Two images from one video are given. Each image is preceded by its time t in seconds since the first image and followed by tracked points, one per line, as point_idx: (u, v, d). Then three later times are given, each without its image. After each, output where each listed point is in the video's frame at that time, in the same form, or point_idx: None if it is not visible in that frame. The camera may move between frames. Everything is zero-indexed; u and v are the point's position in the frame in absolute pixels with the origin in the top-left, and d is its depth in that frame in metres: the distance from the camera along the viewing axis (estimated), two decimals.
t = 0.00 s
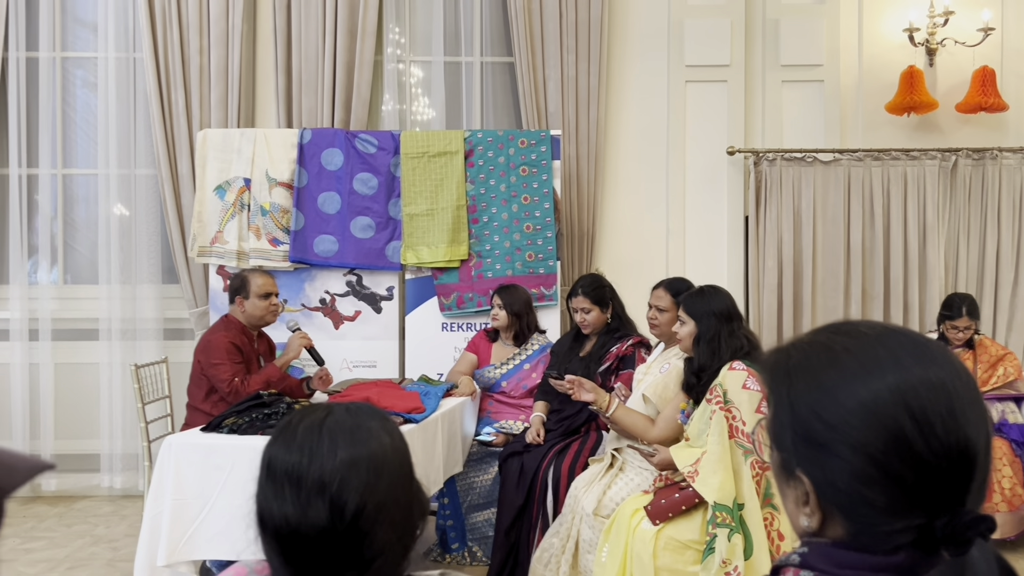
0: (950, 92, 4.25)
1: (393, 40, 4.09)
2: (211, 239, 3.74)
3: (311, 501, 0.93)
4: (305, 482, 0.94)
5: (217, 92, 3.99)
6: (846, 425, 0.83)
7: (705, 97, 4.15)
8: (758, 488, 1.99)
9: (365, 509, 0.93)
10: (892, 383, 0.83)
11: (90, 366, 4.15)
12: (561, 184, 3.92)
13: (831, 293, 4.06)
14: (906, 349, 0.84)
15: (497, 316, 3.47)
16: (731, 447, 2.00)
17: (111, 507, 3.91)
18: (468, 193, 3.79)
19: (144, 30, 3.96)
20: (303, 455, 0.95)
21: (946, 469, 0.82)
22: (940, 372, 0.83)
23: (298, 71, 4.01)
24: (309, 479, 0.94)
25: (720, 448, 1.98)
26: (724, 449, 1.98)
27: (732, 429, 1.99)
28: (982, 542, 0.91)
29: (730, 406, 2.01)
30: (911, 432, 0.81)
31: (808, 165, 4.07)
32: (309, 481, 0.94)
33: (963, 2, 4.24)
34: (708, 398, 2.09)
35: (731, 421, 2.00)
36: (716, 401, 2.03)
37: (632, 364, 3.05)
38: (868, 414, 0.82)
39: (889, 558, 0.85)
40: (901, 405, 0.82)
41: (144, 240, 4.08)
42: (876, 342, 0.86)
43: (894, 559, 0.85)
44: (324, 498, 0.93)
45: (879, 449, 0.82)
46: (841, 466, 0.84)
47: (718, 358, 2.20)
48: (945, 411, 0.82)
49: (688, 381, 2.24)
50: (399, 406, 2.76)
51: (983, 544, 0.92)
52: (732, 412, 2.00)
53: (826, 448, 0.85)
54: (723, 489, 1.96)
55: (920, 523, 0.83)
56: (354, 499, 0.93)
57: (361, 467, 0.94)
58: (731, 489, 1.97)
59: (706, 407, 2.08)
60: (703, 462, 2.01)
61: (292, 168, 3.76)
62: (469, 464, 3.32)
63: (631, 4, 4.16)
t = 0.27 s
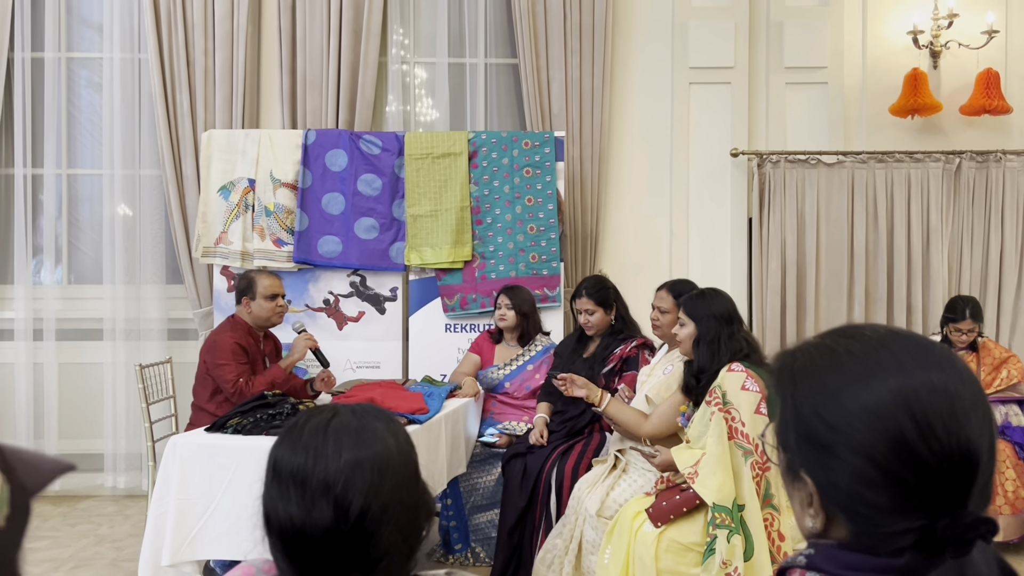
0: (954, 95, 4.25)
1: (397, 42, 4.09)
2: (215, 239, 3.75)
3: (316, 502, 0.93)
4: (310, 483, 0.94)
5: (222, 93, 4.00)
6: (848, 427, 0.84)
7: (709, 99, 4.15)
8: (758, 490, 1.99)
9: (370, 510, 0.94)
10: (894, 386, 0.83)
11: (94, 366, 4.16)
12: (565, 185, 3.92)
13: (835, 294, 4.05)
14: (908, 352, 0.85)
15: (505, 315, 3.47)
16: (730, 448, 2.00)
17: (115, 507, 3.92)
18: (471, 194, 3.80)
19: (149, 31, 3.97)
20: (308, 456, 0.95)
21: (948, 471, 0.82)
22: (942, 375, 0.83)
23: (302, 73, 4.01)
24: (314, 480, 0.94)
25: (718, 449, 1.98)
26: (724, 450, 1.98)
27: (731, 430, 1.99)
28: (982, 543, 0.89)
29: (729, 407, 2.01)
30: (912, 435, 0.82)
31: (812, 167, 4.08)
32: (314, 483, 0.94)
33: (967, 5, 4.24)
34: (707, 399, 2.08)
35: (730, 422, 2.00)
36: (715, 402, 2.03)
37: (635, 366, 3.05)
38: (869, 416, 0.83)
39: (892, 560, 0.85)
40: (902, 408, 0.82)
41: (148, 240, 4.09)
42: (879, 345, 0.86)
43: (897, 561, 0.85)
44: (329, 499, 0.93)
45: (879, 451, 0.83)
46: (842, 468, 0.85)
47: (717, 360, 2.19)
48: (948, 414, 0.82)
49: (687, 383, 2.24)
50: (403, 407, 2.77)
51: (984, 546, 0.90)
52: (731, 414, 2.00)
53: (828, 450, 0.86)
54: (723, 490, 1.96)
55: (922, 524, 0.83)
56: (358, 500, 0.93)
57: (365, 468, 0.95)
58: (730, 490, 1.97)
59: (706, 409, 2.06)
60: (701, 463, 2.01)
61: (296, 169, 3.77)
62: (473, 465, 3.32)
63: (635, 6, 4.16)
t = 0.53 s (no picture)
0: (955, 96, 4.25)
1: (398, 42, 4.09)
2: (216, 238, 3.75)
3: (316, 501, 0.93)
4: (309, 482, 0.94)
5: (222, 92, 4.00)
6: (845, 428, 0.85)
7: (710, 99, 4.15)
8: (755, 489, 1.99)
9: (369, 510, 0.94)
10: (891, 387, 0.83)
11: (94, 364, 4.16)
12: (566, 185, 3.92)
13: (836, 295, 4.05)
14: (907, 352, 0.85)
15: (514, 314, 3.46)
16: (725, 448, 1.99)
17: (115, 506, 3.92)
18: (472, 194, 3.80)
19: (150, 30, 3.97)
20: (307, 456, 0.95)
21: (946, 471, 0.81)
22: (941, 374, 0.83)
23: (303, 72, 4.01)
24: (313, 479, 0.94)
25: (714, 448, 1.98)
26: (719, 450, 1.97)
27: (727, 430, 1.98)
28: (977, 543, 0.85)
29: (723, 407, 2.00)
30: (909, 435, 0.82)
31: (813, 168, 4.08)
32: (314, 482, 0.94)
33: (968, 6, 4.24)
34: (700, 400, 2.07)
35: (725, 422, 1.99)
36: (708, 402, 2.01)
37: (636, 366, 3.06)
38: (866, 416, 0.83)
39: (891, 560, 0.85)
40: (899, 408, 0.82)
41: (149, 239, 4.09)
42: (877, 345, 0.87)
43: (895, 561, 0.85)
44: (328, 498, 0.93)
45: (877, 452, 0.83)
46: (840, 468, 0.85)
47: (710, 362, 2.21)
48: (945, 414, 0.81)
49: (679, 383, 2.27)
50: (403, 406, 2.77)
51: (981, 547, 0.86)
52: (725, 413, 2.00)
53: (826, 450, 0.86)
54: (719, 490, 1.95)
55: (920, 524, 0.83)
56: (357, 499, 0.93)
57: (364, 467, 0.95)
58: (727, 491, 1.96)
59: (700, 410, 2.05)
60: (698, 463, 2.00)
61: (297, 168, 3.77)
62: (472, 464, 3.32)
63: (636, 6, 4.16)
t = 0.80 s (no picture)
0: (955, 95, 4.25)
1: (397, 39, 4.08)
2: (214, 236, 3.73)
3: (313, 493, 0.93)
4: (307, 474, 0.94)
5: (221, 90, 3.99)
6: (842, 423, 0.84)
7: (709, 98, 4.15)
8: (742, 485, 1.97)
9: (366, 503, 0.93)
10: (888, 383, 0.83)
11: (92, 362, 4.16)
12: (565, 184, 3.92)
13: (834, 294, 4.05)
14: (903, 348, 0.84)
15: (513, 312, 3.45)
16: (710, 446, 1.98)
17: (112, 504, 3.91)
18: (471, 192, 3.79)
19: (149, 27, 3.96)
20: (305, 448, 0.95)
21: (943, 468, 0.81)
22: (938, 370, 0.82)
23: (302, 69, 4.00)
24: (311, 472, 0.94)
25: (698, 447, 1.97)
26: (702, 448, 1.97)
27: (707, 429, 1.98)
28: (975, 541, 0.85)
29: (705, 405, 1.99)
30: (905, 431, 0.81)
31: (812, 167, 4.07)
32: (311, 474, 0.94)
33: (968, 5, 4.24)
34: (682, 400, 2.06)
35: (707, 420, 1.98)
36: (689, 402, 2.00)
37: (634, 364, 3.05)
38: (862, 412, 0.83)
39: (889, 557, 0.85)
40: (895, 405, 0.82)
41: (147, 237, 4.08)
42: (874, 341, 0.86)
43: (894, 559, 0.85)
44: (326, 490, 0.93)
45: (873, 448, 0.82)
46: (837, 463, 0.85)
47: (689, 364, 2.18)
48: (942, 410, 0.81)
49: (660, 386, 2.25)
50: (401, 404, 2.77)
51: (978, 544, 0.86)
52: (706, 412, 1.98)
53: (823, 445, 0.86)
54: (704, 489, 1.95)
55: (917, 521, 0.83)
56: (354, 491, 0.93)
57: (361, 459, 0.94)
58: (712, 488, 1.95)
59: (683, 410, 2.04)
60: (683, 463, 1.99)
61: (296, 165, 3.76)
62: (471, 463, 3.32)
63: (636, 5, 4.15)
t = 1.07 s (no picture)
0: (954, 95, 4.25)
1: (396, 38, 4.08)
2: (212, 234, 3.73)
3: (310, 487, 0.93)
4: (305, 468, 0.94)
5: (220, 88, 3.99)
6: (838, 422, 0.84)
7: (709, 98, 4.15)
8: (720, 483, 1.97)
9: (363, 499, 0.93)
10: (883, 383, 0.83)
11: (91, 360, 4.15)
12: (563, 183, 3.92)
13: (833, 294, 4.06)
14: (899, 347, 0.84)
15: (510, 311, 3.45)
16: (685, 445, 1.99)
17: (110, 502, 3.91)
18: (470, 191, 3.79)
19: (148, 25, 3.95)
20: (303, 442, 0.95)
21: (938, 467, 0.81)
22: (934, 369, 0.82)
23: (301, 68, 4.00)
24: (308, 466, 0.94)
25: (673, 448, 1.98)
26: (678, 447, 1.98)
27: (679, 429, 1.99)
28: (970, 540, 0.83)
29: (678, 406, 2.01)
30: (901, 430, 0.81)
31: (811, 167, 4.07)
32: (309, 468, 0.94)
33: (967, 5, 4.24)
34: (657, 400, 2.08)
35: (681, 420, 2.00)
36: (663, 402, 2.02)
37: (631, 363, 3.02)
38: (858, 410, 0.83)
39: (886, 557, 0.84)
40: (891, 404, 0.82)
41: (145, 235, 4.08)
42: (869, 340, 0.86)
43: (890, 558, 0.84)
44: (323, 484, 0.93)
45: (868, 446, 0.82)
46: (833, 462, 0.85)
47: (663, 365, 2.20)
48: (937, 409, 0.81)
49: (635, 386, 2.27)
50: (399, 403, 2.77)
51: (974, 543, 0.84)
52: (681, 411, 2.00)
53: (819, 444, 0.86)
54: (679, 490, 1.96)
55: (912, 519, 0.82)
56: (352, 486, 0.93)
57: (358, 454, 0.94)
58: (688, 488, 1.96)
59: (659, 412, 2.04)
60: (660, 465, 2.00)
61: (295, 164, 3.76)
62: (469, 462, 3.32)
63: (635, 4, 4.15)
